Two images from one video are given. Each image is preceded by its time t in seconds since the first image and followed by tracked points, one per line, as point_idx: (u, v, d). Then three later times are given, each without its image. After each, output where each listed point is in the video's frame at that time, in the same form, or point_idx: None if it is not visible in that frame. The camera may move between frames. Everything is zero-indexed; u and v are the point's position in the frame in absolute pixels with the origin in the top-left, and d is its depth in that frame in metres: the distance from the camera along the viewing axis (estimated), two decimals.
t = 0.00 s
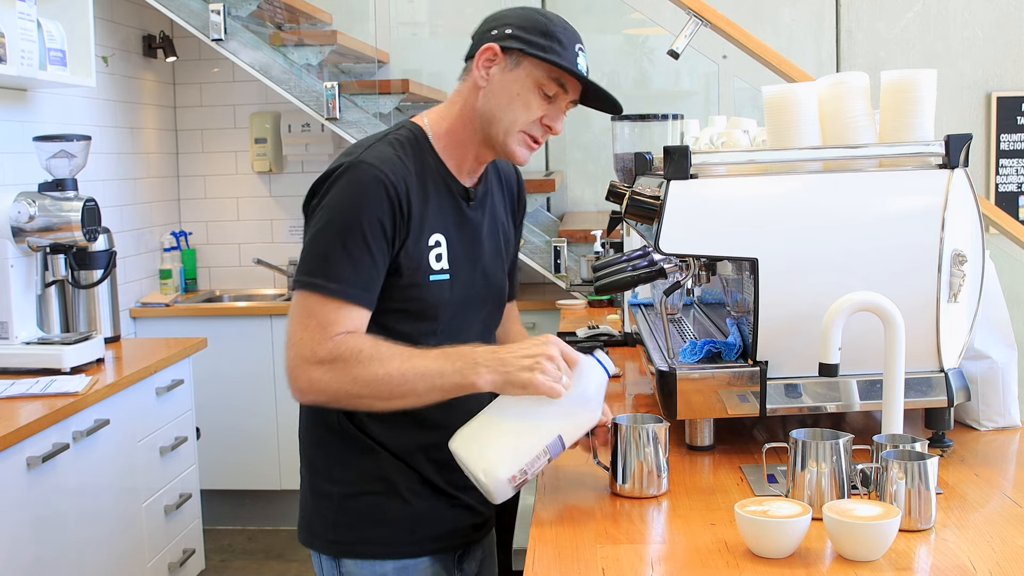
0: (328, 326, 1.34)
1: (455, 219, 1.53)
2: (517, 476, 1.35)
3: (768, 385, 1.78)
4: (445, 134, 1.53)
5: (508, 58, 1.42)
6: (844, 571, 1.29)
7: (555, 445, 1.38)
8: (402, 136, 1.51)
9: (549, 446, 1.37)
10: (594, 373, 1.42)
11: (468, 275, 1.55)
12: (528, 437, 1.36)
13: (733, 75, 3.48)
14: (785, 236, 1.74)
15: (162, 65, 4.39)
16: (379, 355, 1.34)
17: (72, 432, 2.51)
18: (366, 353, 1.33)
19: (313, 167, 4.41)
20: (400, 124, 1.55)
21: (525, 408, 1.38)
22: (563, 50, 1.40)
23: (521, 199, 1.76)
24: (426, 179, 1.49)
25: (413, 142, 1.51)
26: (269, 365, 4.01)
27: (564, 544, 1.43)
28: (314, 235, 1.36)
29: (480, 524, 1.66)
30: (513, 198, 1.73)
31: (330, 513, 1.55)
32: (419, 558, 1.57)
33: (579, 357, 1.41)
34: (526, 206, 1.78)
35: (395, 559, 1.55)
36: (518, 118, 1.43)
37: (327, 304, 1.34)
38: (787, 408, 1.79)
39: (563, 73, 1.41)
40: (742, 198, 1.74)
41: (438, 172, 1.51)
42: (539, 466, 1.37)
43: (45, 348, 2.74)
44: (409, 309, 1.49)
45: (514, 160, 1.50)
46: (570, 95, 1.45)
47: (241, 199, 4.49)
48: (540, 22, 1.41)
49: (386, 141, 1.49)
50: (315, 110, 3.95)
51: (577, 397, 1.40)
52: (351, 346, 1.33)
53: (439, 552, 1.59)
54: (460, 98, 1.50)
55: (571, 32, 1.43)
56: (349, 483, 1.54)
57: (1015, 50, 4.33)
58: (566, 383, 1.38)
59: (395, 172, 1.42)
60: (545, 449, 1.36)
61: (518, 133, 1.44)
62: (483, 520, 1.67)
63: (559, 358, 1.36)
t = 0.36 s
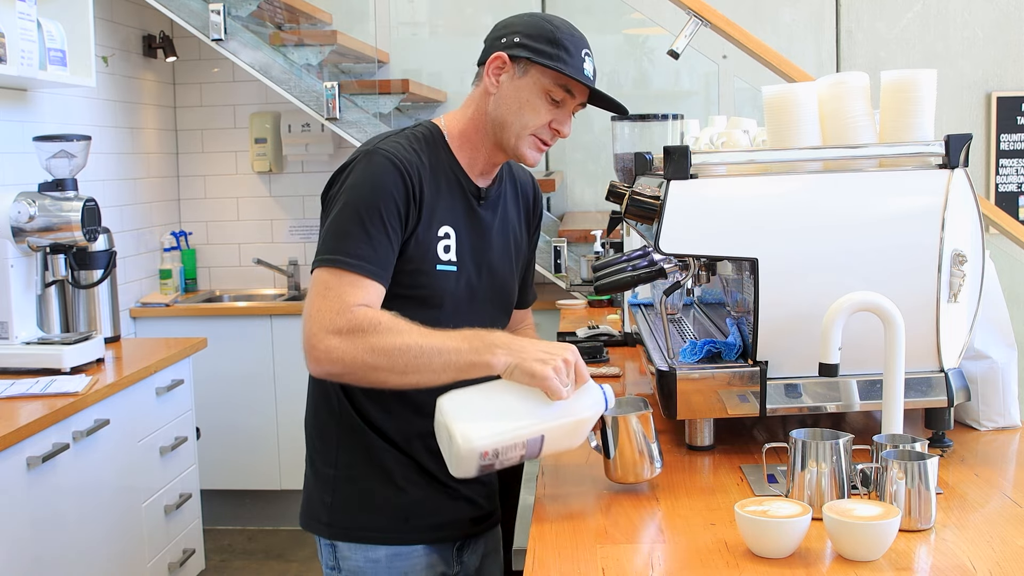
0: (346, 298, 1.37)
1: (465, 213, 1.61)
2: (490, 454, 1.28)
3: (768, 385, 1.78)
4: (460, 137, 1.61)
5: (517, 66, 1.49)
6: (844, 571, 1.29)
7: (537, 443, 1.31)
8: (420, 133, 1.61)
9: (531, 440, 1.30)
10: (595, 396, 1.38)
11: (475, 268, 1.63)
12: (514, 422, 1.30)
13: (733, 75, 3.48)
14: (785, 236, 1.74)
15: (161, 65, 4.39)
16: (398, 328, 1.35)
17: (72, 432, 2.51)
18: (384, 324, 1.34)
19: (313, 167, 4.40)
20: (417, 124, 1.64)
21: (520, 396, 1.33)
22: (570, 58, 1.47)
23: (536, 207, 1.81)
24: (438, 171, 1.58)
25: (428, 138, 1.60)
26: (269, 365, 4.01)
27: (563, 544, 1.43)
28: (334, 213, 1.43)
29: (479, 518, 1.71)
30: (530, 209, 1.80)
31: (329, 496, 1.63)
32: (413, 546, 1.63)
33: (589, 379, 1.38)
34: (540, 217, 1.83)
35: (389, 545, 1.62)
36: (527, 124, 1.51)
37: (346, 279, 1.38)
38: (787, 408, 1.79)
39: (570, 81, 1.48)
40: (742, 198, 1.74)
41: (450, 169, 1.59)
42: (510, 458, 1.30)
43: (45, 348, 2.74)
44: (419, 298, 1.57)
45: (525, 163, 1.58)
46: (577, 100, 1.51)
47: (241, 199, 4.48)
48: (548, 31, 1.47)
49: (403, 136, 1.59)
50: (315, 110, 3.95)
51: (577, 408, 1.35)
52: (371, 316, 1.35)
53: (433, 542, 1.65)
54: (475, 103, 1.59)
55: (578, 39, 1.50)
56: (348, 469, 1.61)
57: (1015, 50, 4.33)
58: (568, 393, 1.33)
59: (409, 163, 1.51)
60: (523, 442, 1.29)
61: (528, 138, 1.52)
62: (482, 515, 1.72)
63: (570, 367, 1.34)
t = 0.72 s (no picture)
0: (349, 287, 1.38)
1: (470, 210, 1.61)
2: (477, 437, 1.28)
3: (768, 385, 1.78)
4: (465, 137, 1.62)
5: (522, 68, 1.49)
6: (844, 571, 1.29)
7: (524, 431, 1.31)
8: (427, 130, 1.62)
9: (518, 427, 1.30)
10: (588, 391, 1.37)
11: (478, 265, 1.63)
12: (503, 409, 1.30)
13: (733, 75, 3.48)
14: (785, 236, 1.74)
15: (162, 65, 4.39)
16: (397, 316, 1.35)
17: (72, 432, 2.51)
18: (384, 311, 1.34)
19: (313, 167, 4.40)
20: (426, 123, 1.65)
21: (512, 384, 1.33)
22: (574, 61, 1.46)
23: (544, 209, 1.81)
24: (443, 168, 1.58)
25: (435, 136, 1.61)
26: (269, 365, 4.01)
27: (562, 544, 1.42)
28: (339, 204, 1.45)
29: (480, 513, 1.71)
30: (537, 211, 1.79)
31: (330, 486, 1.64)
32: (413, 539, 1.64)
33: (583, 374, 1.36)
34: (548, 218, 1.83)
35: (388, 537, 1.63)
36: (530, 125, 1.51)
37: (349, 269, 1.39)
38: (787, 408, 1.79)
39: (574, 83, 1.47)
40: (742, 198, 1.74)
41: (455, 167, 1.60)
42: (498, 446, 1.31)
43: (45, 348, 2.74)
44: (421, 293, 1.57)
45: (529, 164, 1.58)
46: (582, 103, 1.51)
47: (241, 199, 4.48)
48: (553, 33, 1.47)
49: (410, 133, 1.60)
50: (315, 110, 3.96)
51: (569, 401, 1.34)
52: (371, 304, 1.35)
53: (433, 535, 1.65)
54: (483, 104, 1.59)
55: (583, 42, 1.48)
56: (349, 460, 1.62)
57: (1015, 50, 4.33)
58: (561, 385, 1.32)
59: (414, 159, 1.52)
60: (511, 430, 1.30)
61: (532, 139, 1.52)
62: (483, 511, 1.72)
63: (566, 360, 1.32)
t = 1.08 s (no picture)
0: (350, 286, 1.38)
1: (474, 209, 1.61)
2: (474, 437, 1.28)
3: (768, 385, 1.78)
4: (467, 138, 1.62)
5: (522, 69, 1.49)
6: (844, 571, 1.29)
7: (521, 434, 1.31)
8: (430, 130, 1.62)
9: (516, 430, 1.30)
10: (586, 392, 1.37)
11: (482, 264, 1.63)
12: (501, 412, 1.29)
13: (733, 75, 3.48)
14: (785, 236, 1.74)
15: (161, 65, 4.39)
16: (398, 315, 1.35)
17: (72, 432, 2.51)
18: (384, 310, 1.35)
19: (313, 167, 4.40)
20: (428, 123, 1.65)
21: (511, 387, 1.32)
22: (574, 62, 1.46)
23: (547, 207, 1.81)
24: (445, 168, 1.58)
25: (438, 136, 1.61)
26: (269, 365, 4.01)
27: (563, 544, 1.42)
28: (340, 204, 1.45)
29: (480, 512, 1.71)
30: (540, 210, 1.79)
31: (331, 483, 1.64)
32: (412, 536, 1.64)
33: (581, 375, 1.36)
34: (551, 216, 1.83)
35: (388, 534, 1.62)
36: (530, 126, 1.51)
37: (351, 268, 1.39)
38: (787, 408, 1.79)
39: (574, 84, 1.47)
40: (742, 198, 1.74)
41: (458, 166, 1.60)
42: (495, 446, 1.31)
43: (45, 348, 2.74)
44: (424, 291, 1.57)
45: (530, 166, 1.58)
46: (582, 104, 1.51)
47: (241, 199, 4.48)
48: (552, 35, 1.47)
49: (412, 132, 1.60)
50: (315, 110, 3.96)
51: (568, 405, 1.33)
52: (372, 303, 1.36)
53: (432, 533, 1.65)
54: (484, 106, 1.59)
55: (583, 43, 1.48)
56: (350, 456, 1.62)
57: (1015, 50, 4.33)
58: (559, 387, 1.31)
59: (415, 159, 1.52)
60: (508, 431, 1.29)
61: (532, 140, 1.52)
62: (484, 510, 1.72)
63: (564, 361, 1.31)
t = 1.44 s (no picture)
0: (350, 288, 1.38)
1: (474, 210, 1.61)
2: (474, 438, 1.28)
3: (768, 385, 1.78)
4: (468, 139, 1.62)
5: (523, 71, 1.50)
6: (844, 571, 1.29)
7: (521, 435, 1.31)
8: (429, 132, 1.62)
9: (515, 431, 1.30)
10: (585, 393, 1.37)
11: (483, 265, 1.63)
12: (501, 413, 1.30)
13: (733, 75, 3.47)
14: (785, 236, 1.74)
15: (161, 65, 4.39)
16: (398, 317, 1.35)
17: (72, 432, 2.51)
18: (384, 312, 1.34)
19: (313, 167, 4.40)
20: (428, 125, 1.65)
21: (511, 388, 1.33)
22: (575, 63, 1.46)
23: (545, 208, 1.81)
24: (445, 170, 1.58)
25: (437, 138, 1.61)
26: (269, 365, 4.01)
27: (563, 544, 1.42)
28: (340, 207, 1.45)
29: (482, 511, 1.71)
30: (539, 210, 1.80)
31: (333, 482, 1.64)
32: (413, 535, 1.64)
33: (581, 376, 1.36)
34: (550, 216, 1.83)
35: (390, 533, 1.62)
36: (532, 127, 1.51)
37: (350, 270, 1.39)
38: (787, 408, 1.79)
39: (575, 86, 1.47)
40: (742, 198, 1.74)
41: (458, 167, 1.60)
42: (496, 447, 1.31)
43: (45, 348, 2.74)
44: (425, 292, 1.57)
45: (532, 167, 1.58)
46: (584, 105, 1.51)
47: (241, 199, 4.49)
48: (553, 36, 1.47)
49: (412, 134, 1.60)
50: (315, 110, 3.97)
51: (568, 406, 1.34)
52: (372, 305, 1.35)
53: (434, 532, 1.65)
54: (486, 107, 1.59)
55: (585, 45, 1.48)
56: (352, 455, 1.62)
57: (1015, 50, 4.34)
58: (558, 389, 1.31)
59: (415, 161, 1.52)
60: (508, 432, 1.30)
61: (534, 142, 1.52)
62: (486, 509, 1.72)
63: (564, 363, 1.31)
